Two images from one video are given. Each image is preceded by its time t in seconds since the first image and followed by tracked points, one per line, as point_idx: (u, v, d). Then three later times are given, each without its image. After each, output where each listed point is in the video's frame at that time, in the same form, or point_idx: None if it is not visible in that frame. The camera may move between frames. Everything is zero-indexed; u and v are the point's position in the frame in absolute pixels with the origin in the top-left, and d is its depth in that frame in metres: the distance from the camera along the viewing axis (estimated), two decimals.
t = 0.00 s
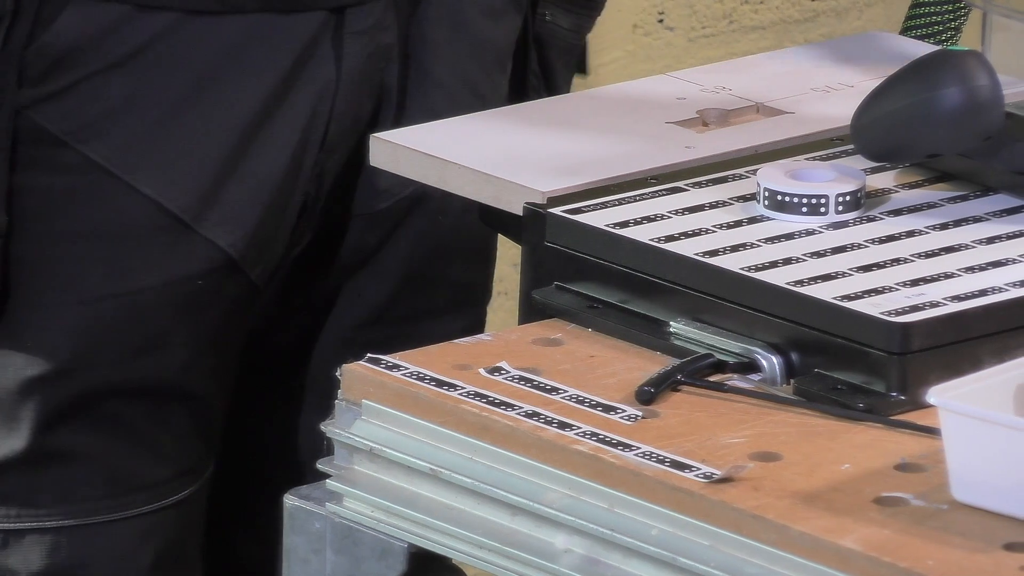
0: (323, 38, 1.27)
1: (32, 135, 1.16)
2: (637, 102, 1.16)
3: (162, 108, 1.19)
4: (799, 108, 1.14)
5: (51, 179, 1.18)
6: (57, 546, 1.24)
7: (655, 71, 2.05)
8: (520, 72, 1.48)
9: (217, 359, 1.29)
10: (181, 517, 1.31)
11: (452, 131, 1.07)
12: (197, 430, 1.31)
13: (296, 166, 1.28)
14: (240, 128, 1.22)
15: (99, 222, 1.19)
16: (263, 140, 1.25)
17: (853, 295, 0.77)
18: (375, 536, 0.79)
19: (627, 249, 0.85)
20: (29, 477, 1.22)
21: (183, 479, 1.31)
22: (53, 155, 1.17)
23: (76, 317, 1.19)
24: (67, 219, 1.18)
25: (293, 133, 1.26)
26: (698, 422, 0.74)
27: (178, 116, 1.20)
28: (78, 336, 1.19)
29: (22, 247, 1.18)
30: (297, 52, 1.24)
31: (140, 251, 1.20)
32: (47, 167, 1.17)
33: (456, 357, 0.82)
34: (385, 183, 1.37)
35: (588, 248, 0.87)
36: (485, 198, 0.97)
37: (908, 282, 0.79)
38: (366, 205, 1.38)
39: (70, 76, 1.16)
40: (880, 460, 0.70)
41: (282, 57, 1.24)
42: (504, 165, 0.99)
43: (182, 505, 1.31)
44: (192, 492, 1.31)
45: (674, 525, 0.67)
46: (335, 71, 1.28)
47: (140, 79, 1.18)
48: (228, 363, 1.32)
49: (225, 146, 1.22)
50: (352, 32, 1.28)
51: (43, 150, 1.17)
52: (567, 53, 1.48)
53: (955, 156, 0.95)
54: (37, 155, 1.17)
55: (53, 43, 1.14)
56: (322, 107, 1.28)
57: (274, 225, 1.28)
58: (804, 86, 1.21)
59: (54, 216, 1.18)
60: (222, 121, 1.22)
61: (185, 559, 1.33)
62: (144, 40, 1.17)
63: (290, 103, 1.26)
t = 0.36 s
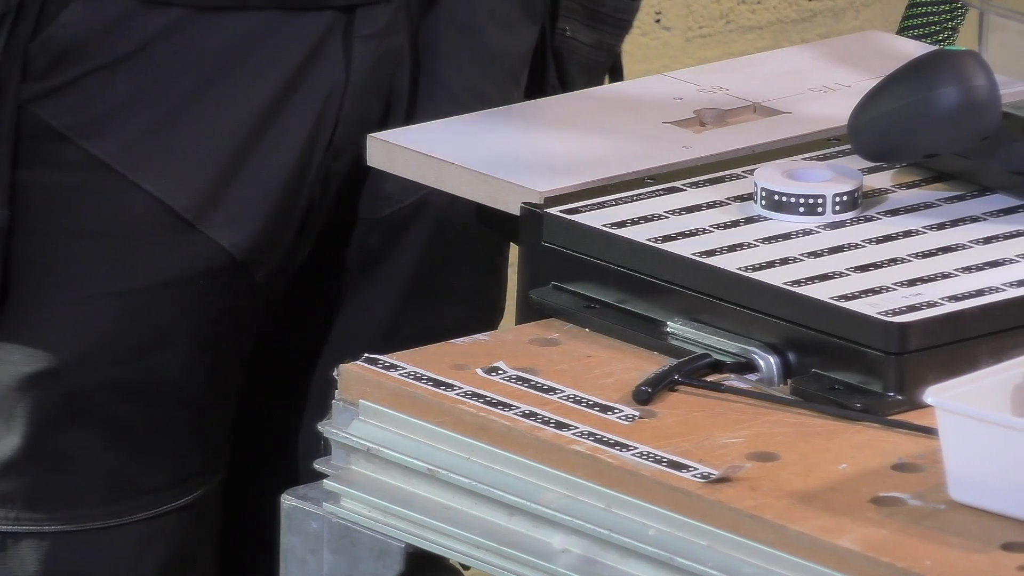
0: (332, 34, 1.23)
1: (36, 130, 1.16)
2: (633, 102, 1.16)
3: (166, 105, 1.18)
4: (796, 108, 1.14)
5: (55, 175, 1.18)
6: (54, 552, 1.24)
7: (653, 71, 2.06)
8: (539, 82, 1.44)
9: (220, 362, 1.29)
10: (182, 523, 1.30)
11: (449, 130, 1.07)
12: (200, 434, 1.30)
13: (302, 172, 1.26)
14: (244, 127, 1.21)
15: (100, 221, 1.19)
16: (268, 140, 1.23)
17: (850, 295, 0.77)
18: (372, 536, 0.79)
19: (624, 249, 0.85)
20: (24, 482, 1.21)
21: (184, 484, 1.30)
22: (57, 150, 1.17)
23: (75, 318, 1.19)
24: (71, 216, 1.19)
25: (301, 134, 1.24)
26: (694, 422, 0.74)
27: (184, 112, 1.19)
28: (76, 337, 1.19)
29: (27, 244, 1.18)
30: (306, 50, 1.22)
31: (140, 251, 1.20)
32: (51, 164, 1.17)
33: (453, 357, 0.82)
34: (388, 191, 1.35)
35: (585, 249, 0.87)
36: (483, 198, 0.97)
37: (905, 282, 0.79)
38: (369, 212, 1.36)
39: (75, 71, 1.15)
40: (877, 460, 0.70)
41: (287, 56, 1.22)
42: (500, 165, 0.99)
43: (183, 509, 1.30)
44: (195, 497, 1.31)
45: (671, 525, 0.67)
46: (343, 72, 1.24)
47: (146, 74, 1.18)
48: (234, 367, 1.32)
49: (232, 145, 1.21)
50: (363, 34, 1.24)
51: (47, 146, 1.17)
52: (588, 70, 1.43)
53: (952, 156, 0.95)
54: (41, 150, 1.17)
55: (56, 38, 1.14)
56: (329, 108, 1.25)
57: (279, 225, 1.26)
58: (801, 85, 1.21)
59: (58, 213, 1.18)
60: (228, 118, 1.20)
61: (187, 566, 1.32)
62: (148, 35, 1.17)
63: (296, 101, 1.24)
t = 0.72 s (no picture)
0: (311, 43, 1.23)
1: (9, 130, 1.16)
2: (633, 102, 1.16)
3: (138, 108, 1.18)
4: (796, 108, 1.14)
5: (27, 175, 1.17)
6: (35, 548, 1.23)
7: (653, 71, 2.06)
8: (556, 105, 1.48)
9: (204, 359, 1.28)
10: (167, 525, 1.28)
11: (448, 130, 1.07)
12: (187, 436, 1.28)
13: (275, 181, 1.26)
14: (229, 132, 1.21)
15: (79, 218, 1.18)
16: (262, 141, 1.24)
17: (850, 295, 0.77)
18: (372, 537, 0.79)
19: (624, 249, 0.85)
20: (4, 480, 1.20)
21: (170, 485, 1.28)
22: (26, 150, 1.17)
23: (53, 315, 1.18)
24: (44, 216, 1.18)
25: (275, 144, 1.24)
26: (695, 421, 0.74)
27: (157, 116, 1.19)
28: (54, 333, 1.18)
29: None
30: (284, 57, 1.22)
31: (119, 250, 1.19)
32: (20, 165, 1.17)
33: (454, 357, 0.82)
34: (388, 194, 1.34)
35: (584, 248, 0.87)
36: (482, 198, 0.97)
37: (905, 282, 0.79)
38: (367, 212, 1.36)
39: (46, 72, 1.15)
40: (877, 460, 0.70)
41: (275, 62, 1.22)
42: (499, 164, 0.99)
43: (169, 511, 1.28)
44: (185, 497, 1.29)
45: (670, 525, 0.67)
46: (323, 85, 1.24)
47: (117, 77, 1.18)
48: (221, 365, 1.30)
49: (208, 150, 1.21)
50: (339, 51, 1.24)
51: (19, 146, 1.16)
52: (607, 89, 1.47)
53: (951, 157, 0.95)
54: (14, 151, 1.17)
55: (27, 38, 1.14)
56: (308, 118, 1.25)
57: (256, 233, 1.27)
58: (801, 85, 1.22)
59: (35, 212, 1.17)
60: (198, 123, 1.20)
61: (178, 567, 1.30)
62: (120, 38, 1.17)
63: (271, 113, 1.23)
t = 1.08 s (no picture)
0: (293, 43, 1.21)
1: None
2: (633, 102, 1.16)
3: (119, 104, 1.17)
4: (796, 108, 1.14)
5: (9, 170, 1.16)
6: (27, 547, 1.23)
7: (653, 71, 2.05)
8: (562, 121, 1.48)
9: (195, 360, 1.27)
10: (153, 527, 1.28)
11: (449, 130, 1.07)
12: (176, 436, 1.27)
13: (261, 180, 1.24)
14: (216, 131, 1.19)
15: (59, 218, 1.17)
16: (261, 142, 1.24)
17: (850, 295, 0.77)
18: (372, 537, 0.79)
19: (624, 249, 0.85)
20: None
21: (156, 488, 1.27)
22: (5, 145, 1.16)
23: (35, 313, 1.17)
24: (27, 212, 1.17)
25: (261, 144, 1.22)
26: (695, 421, 0.74)
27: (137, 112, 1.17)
28: (42, 334, 1.18)
29: None
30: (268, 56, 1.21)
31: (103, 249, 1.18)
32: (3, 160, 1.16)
33: (454, 357, 0.82)
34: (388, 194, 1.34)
35: (584, 248, 0.87)
36: (482, 198, 0.97)
37: (905, 282, 0.79)
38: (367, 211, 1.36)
39: (28, 67, 1.14)
40: (877, 460, 0.70)
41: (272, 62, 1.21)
42: (499, 164, 0.99)
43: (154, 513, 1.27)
44: (179, 499, 1.28)
45: (669, 525, 0.67)
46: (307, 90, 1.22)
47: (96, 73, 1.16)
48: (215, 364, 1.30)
49: (191, 148, 1.19)
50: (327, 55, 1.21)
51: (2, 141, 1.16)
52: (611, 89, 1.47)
53: (952, 157, 0.95)
54: None
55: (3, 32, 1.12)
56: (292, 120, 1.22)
57: (248, 234, 1.25)
58: (801, 85, 1.22)
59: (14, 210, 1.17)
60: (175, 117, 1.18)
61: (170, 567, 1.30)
62: (97, 32, 1.15)
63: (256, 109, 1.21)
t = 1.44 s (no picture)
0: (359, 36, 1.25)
1: (59, 128, 1.18)
2: (632, 102, 1.16)
3: (187, 105, 1.20)
4: (796, 108, 1.14)
5: (74, 173, 1.19)
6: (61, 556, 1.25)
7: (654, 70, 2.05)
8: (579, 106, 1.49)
9: (247, 364, 1.30)
10: (204, 534, 1.30)
11: (448, 130, 1.07)
12: (229, 442, 1.31)
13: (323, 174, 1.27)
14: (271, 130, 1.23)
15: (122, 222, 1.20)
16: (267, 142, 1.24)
17: (850, 295, 0.77)
18: (372, 537, 0.79)
19: (624, 249, 0.85)
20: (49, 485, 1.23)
21: (210, 492, 1.30)
22: (77, 147, 1.18)
23: (100, 321, 1.21)
24: (92, 217, 1.20)
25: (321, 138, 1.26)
26: (694, 421, 0.74)
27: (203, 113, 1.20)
28: (105, 338, 1.21)
29: (45, 240, 1.19)
30: (331, 54, 1.24)
31: (168, 253, 1.22)
32: (70, 163, 1.19)
33: (453, 357, 0.82)
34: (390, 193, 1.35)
35: (584, 248, 0.87)
36: (482, 198, 0.97)
37: (905, 282, 0.79)
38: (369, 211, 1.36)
39: (94, 70, 1.16)
40: (877, 460, 0.70)
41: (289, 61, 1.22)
42: (498, 164, 0.99)
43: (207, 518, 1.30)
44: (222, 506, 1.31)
45: (669, 525, 0.67)
46: (371, 78, 1.26)
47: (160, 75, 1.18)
48: (263, 373, 1.33)
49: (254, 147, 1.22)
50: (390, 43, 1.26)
51: (69, 144, 1.18)
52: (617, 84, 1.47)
53: (951, 156, 0.95)
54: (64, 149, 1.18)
55: (80, 35, 1.15)
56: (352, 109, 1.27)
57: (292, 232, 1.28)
58: (801, 85, 1.22)
59: (80, 216, 1.20)
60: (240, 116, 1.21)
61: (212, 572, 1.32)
62: (171, 34, 1.18)
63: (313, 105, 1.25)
